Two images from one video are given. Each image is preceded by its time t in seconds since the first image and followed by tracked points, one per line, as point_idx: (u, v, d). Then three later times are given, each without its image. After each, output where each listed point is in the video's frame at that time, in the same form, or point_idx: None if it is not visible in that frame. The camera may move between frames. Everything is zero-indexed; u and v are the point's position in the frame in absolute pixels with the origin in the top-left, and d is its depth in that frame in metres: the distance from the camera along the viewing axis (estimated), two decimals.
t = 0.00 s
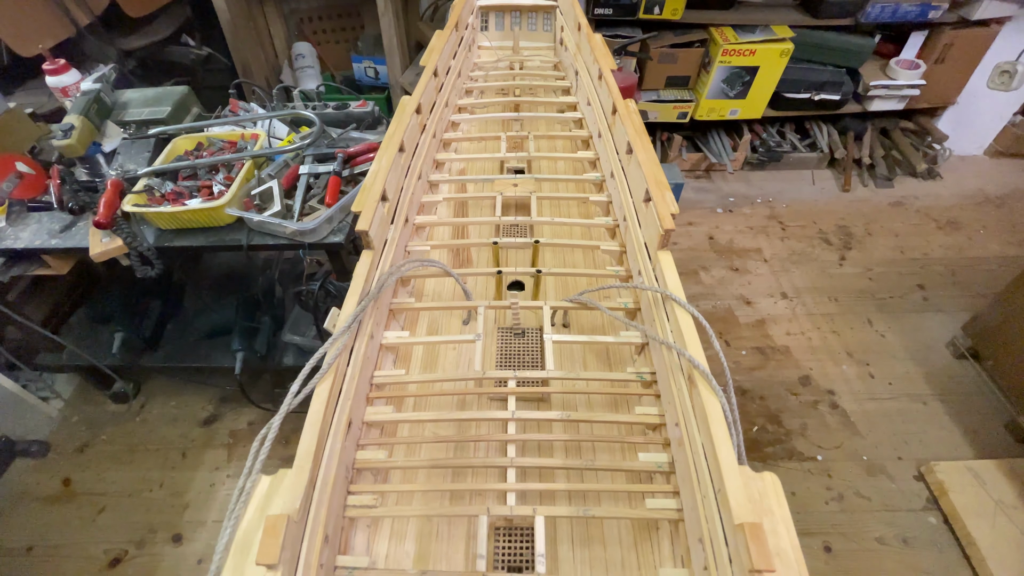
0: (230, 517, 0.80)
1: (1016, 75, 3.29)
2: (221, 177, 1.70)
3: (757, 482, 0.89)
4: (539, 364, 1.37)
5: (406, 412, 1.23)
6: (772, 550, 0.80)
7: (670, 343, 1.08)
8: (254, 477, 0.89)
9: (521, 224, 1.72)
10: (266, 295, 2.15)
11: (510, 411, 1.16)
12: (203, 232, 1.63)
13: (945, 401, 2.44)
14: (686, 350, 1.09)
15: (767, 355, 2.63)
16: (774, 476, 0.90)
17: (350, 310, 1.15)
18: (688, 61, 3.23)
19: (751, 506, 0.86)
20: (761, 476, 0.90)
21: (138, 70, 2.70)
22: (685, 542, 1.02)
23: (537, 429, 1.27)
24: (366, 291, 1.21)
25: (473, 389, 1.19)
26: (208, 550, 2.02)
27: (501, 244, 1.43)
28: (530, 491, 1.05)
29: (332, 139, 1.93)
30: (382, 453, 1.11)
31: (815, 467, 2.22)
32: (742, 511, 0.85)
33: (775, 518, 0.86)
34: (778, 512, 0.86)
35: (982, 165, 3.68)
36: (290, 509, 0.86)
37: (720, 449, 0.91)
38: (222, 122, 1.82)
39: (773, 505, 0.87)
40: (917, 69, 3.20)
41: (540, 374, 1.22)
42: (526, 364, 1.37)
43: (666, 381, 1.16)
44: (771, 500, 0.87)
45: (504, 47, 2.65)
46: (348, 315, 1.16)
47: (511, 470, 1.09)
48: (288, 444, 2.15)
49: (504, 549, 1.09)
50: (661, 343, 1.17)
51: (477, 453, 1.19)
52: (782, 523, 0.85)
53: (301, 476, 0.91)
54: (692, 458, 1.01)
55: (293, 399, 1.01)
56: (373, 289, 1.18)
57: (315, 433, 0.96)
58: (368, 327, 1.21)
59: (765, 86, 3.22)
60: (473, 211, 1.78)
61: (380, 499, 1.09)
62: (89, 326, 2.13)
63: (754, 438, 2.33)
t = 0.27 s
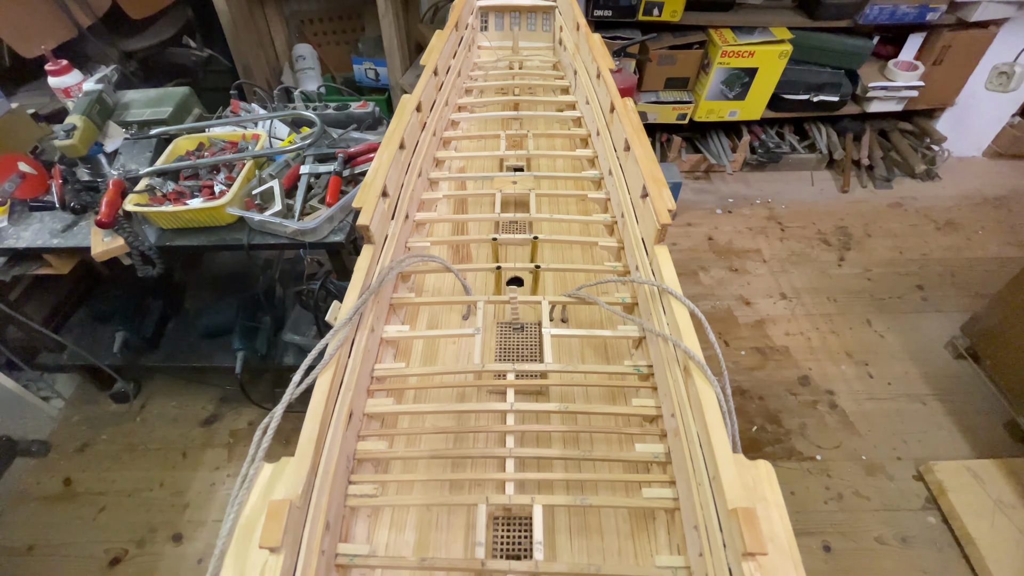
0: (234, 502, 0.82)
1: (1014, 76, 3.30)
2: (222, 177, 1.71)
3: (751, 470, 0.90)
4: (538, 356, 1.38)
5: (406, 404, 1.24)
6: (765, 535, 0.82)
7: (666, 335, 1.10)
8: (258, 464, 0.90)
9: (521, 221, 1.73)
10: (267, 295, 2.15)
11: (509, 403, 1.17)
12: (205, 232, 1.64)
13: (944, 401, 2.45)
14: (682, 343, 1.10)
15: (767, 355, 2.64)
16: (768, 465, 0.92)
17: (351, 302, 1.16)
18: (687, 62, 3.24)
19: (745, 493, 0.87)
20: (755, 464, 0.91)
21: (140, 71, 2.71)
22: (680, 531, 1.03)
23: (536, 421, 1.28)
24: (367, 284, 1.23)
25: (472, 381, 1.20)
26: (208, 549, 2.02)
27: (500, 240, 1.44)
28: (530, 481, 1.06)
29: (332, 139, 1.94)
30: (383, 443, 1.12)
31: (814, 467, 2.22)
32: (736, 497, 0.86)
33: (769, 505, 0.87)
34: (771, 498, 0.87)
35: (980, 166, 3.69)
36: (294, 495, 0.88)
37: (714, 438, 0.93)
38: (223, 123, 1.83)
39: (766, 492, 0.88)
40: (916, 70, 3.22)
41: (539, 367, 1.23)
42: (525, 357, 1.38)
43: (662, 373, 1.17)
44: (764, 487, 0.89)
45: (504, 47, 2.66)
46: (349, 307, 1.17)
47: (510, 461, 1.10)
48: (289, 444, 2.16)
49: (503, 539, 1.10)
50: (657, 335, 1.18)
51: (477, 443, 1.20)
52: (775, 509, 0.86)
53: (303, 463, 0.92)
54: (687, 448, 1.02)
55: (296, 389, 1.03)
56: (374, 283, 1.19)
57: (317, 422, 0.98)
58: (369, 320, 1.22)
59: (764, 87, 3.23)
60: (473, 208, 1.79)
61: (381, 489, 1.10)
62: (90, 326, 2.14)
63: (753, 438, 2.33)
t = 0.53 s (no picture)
0: (239, 491, 0.83)
1: (1012, 78, 3.31)
2: (224, 177, 1.72)
3: (749, 460, 0.90)
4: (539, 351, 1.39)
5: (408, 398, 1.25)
6: (761, 522, 0.83)
7: (664, 328, 1.11)
8: (262, 455, 0.91)
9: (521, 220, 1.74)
10: (268, 295, 2.16)
11: (510, 397, 1.18)
12: (206, 232, 1.65)
13: (943, 402, 2.45)
14: (680, 336, 1.11)
15: (766, 356, 2.65)
16: (766, 455, 0.91)
17: (355, 297, 1.17)
18: (687, 64, 3.26)
19: (742, 483, 0.88)
20: (752, 454, 0.91)
21: (142, 72, 2.72)
22: (679, 522, 1.04)
23: (537, 414, 1.29)
24: (370, 279, 1.24)
25: (474, 376, 1.22)
26: (208, 549, 2.03)
27: (501, 237, 1.46)
28: (531, 472, 1.06)
29: (333, 140, 1.95)
30: (386, 436, 1.13)
31: (814, 467, 2.23)
32: (733, 487, 0.87)
33: (766, 494, 0.87)
34: (769, 488, 0.87)
35: (979, 168, 3.70)
36: (299, 483, 0.89)
37: (712, 428, 0.94)
38: (225, 124, 1.84)
39: (763, 482, 0.88)
40: (914, 73, 3.23)
41: (540, 361, 1.24)
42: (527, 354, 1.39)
43: (661, 367, 1.18)
44: (762, 477, 0.89)
45: (505, 47, 2.67)
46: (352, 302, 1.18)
47: (511, 452, 1.11)
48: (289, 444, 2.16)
49: (504, 529, 1.10)
50: (656, 329, 1.19)
51: (478, 437, 1.21)
52: (773, 498, 0.86)
53: (308, 453, 0.93)
54: (686, 440, 1.03)
55: (301, 380, 1.04)
56: (377, 278, 1.20)
57: (322, 413, 0.99)
58: (373, 314, 1.23)
59: (763, 89, 3.25)
60: (474, 206, 1.80)
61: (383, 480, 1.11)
62: (92, 326, 2.14)
63: (753, 438, 2.34)
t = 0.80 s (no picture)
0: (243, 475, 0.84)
1: (1011, 78, 3.32)
2: (226, 176, 1.72)
3: (748, 447, 0.91)
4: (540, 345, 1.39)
5: (410, 389, 1.26)
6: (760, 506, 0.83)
7: (664, 319, 1.12)
8: (265, 443, 0.92)
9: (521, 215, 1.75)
10: (268, 294, 2.17)
11: (511, 388, 1.18)
12: (207, 230, 1.65)
13: (943, 401, 2.45)
14: (680, 326, 1.12)
15: (766, 356, 2.65)
16: (764, 442, 0.92)
17: (356, 289, 1.18)
18: (687, 65, 3.26)
19: (741, 468, 0.89)
20: (751, 441, 0.92)
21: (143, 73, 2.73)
22: (678, 509, 1.05)
23: (537, 404, 1.29)
24: (372, 271, 1.24)
25: (475, 367, 1.22)
26: (208, 548, 2.03)
27: (501, 232, 1.46)
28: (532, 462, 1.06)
29: (334, 140, 1.96)
30: (388, 426, 1.13)
31: (814, 466, 2.23)
32: (732, 473, 0.87)
33: (764, 480, 0.88)
34: (767, 474, 0.88)
35: (978, 168, 3.71)
36: (302, 468, 0.90)
37: (711, 417, 0.94)
38: (226, 123, 1.85)
39: (762, 467, 0.89)
40: (913, 73, 3.23)
41: (540, 353, 1.24)
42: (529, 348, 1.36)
43: (661, 358, 1.19)
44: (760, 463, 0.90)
45: (505, 46, 2.68)
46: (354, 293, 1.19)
47: (512, 442, 1.12)
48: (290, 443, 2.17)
49: (505, 517, 1.10)
50: (655, 320, 1.20)
51: (479, 426, 1.22)
52: (771, 484, 0.87)
53: (310, 440, 0.94)
54: (685, 429, 1.03)
55: (303, 369, 1.04)
56: (379, 269, 1.21)
57: (324, 401, 1.00)
58: (374, 306, 1.23)
59: (762, 90, 3.26)
60: (475, 201, 1.81)
61: (385, 469, 1.11)
62: (93, 325, 2.15)
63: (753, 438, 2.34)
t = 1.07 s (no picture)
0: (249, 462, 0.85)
1: (1009, 80, 3.33)
2: (228, 177, 1.74)
3: (743, 437, 0.93)
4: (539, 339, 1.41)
5: (412, 382, 1.27)
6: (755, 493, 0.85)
7: (661, 312, 1.13)
8: (270, 432, 0.93)
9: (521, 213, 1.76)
10: (269, 294, 2.18)
11: (511, 380, 1.20)
12: (210, 230, 1.66)
13: (942, 401, 2.46)
14: (676, 319, 1.13)
15: (766, 356, 2.66)
16: (759, 432, 0.94)
17: (359, 283, 1.19)
18: (686, 67, 3.28)
19: (736, 456, 0.90)
20: (747, 432, 0.94)
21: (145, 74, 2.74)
22: (676, 499, 1.06)
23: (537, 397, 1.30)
24: (375, 265, 1.25)
25: (475, 361, 1.24)
26: (209, 548, 2.03)
27: (502, 229, 1.47)
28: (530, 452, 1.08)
29: (336, 140, 1.97)
30: (390, 418, 1.14)
31: (813, 466, 2.23)
32: (728, 461, 0.89)
33: (760, 468, 0.90)
34: (762, 462, 0.90)
35: (976, 170, 3.72)
36: (307, 456, 0.91)
37: (707, 406, 0.96)
38: (228, 124, 1.86)
39: (757, 456, 0.91)
40: (912, 75, 3.24)
41: (539, 348, 1.25)
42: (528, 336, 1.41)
43: (658, 350, 1.20)
44: (755, 452, 0.92)
45: (505, 46, 2.69)
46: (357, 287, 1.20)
47: (512, 434, 1.13)
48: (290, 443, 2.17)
49: (505, 507, 1.12)
50: (652, 314, 1.21)
51: (479, 423, 1.23)
52: (767, 473, 0.89)
53: (315, 430, 0.95)
54: (682, 420, 1.04)
55: (306, 361, 1.06)
56: (382, 264, 1.22)
57: (327, 391, 1.01)
58: (377, 299, 1.25)
59: (761, 92, 3.27)
60: (476, 198, 1.82)
61: (388, 460, 1.12)
62: (94, 325, 2.15)
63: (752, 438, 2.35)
